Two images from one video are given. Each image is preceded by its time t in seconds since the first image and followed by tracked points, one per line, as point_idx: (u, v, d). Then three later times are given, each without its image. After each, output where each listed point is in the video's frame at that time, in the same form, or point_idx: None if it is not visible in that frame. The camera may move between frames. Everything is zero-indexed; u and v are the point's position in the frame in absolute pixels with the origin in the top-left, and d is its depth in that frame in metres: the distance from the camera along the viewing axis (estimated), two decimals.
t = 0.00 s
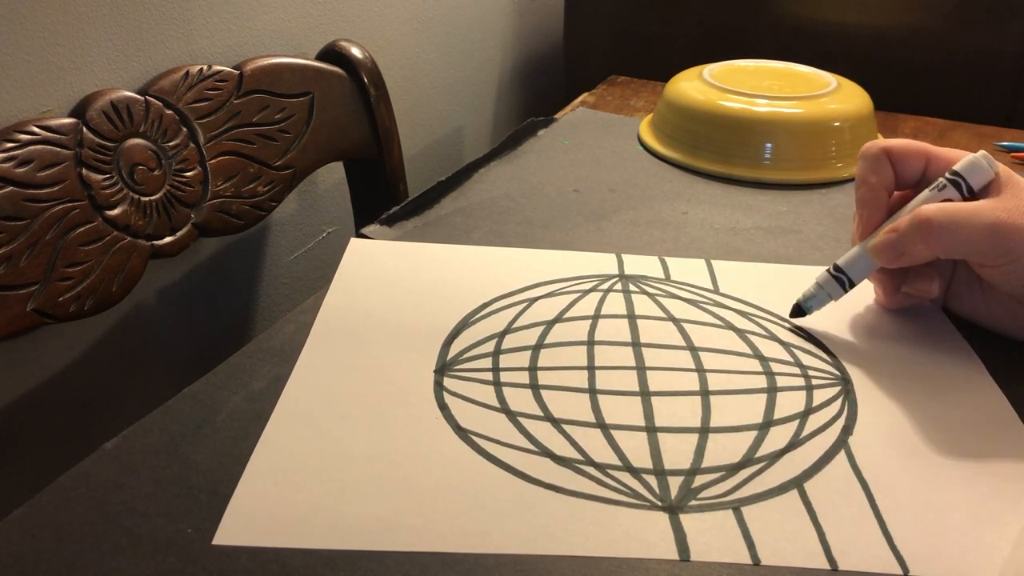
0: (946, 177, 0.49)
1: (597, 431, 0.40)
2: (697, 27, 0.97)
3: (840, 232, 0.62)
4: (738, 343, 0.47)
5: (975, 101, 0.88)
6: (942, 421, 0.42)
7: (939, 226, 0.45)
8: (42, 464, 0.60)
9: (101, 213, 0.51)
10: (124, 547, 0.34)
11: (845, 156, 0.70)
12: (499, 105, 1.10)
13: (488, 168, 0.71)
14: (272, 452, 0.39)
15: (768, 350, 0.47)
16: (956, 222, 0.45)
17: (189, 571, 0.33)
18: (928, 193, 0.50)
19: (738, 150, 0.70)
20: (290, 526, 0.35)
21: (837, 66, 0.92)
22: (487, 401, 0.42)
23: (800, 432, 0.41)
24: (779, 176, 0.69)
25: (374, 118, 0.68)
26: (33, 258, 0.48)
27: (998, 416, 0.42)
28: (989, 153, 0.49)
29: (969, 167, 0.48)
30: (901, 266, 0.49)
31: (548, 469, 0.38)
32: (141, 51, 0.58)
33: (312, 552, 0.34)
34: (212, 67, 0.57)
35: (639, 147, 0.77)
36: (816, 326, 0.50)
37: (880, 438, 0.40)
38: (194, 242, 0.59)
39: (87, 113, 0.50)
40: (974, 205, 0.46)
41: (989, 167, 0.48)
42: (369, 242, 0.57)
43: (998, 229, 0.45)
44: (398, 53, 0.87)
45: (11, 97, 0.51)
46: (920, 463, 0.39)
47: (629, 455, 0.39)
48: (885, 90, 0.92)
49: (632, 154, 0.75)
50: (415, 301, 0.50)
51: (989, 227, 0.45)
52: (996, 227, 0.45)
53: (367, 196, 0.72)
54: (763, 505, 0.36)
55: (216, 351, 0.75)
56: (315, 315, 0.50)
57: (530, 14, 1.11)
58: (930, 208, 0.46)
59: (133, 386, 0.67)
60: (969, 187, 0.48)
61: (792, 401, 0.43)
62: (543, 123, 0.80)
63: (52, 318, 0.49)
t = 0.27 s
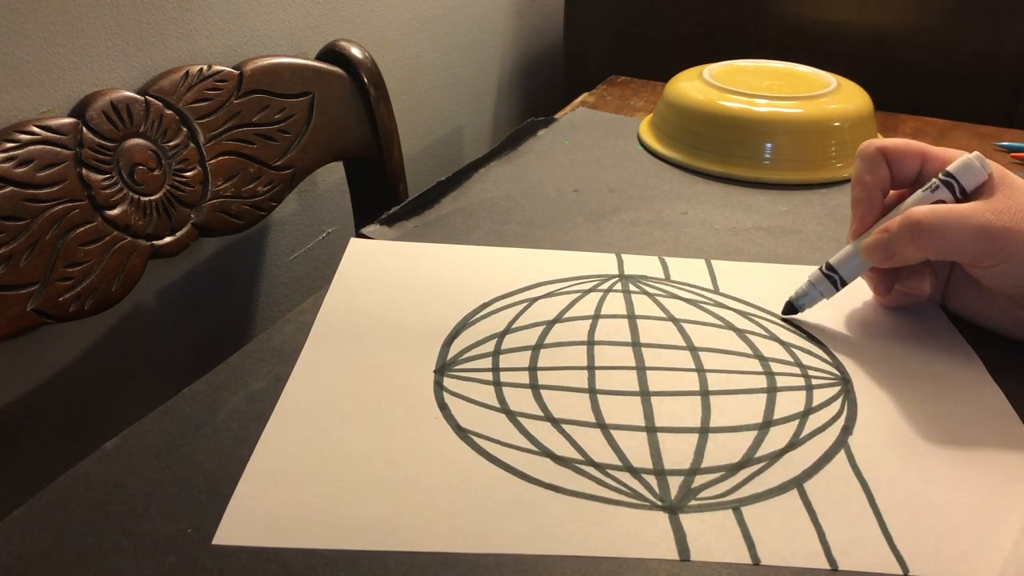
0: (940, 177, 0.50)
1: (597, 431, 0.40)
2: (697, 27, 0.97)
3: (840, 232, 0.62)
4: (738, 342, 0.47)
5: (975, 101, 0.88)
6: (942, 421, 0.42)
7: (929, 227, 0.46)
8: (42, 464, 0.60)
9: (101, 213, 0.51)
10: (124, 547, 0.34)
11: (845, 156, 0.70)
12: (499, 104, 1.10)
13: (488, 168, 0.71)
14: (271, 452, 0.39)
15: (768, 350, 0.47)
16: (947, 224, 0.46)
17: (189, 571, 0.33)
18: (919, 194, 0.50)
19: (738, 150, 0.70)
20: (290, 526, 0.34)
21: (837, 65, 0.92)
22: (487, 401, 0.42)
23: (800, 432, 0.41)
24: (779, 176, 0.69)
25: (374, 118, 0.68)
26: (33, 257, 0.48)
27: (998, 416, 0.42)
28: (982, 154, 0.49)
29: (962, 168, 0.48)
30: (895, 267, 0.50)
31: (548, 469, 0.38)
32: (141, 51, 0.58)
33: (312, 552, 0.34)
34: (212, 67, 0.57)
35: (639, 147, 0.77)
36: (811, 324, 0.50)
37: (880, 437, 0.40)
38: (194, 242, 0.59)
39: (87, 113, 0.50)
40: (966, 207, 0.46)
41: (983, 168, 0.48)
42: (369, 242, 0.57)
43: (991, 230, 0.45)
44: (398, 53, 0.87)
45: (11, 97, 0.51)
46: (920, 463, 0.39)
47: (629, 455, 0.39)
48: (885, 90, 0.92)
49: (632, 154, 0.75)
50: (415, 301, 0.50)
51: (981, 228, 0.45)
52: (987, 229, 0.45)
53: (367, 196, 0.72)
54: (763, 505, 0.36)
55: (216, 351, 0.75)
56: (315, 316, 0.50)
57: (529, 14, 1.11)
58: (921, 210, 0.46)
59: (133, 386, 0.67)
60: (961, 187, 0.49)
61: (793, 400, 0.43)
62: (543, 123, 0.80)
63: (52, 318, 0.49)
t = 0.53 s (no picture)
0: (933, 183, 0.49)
1: (597, 431, 0.40)
2: (697, 27, 0.97)
3: (840, 232, 0.62)
4: (737, 346, 0.47)
5: (975, 101, 0.88)
6: (942, 420, 0.42)
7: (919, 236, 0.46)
8: (42, 465, 0.60)
9: (101, 213, 0.51)
10: (124, 547, 0.34)
11: (845, 156, 0.70)
12: (499, 105, 1.10)
13: (488, 168, 0.71)
14: (271, 453, 0.39)
15: (767, 357, 0.46)
16: (936, 232, 0.46)
17: (189, 571, 0.33)
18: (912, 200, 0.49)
19: (738, 150, 0.70)
20: (290, 526, 0.34)
21: (837, 65, 0.92)
22: (487, 401, 0.42)
23: (800, 433, 0.40)
24: (779, 176, 0.69)
25: (374, 118, 0.68)
26: (34, 257, 0.48)
27: (998, 415, 0.42)
28: (976, 159, 0.48)
29: (955, 174, 0.48)
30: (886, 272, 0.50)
31: (548, 469, 0.38)
32: (141, 51, 0.58)
33: (312, 552, 0.34)
34: (212, 67, 0.57)
35: (639, 147, 0.77)
36: (810, 328, 0.49)
37: (881, 437, 0.40)
38: (194, 242, 0.59)
39: (87, 113, 0.50)
40: (954, 214, 0.46)
41: (975, 174, 0.48)
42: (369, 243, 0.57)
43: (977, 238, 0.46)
44: (398, 53, 0.87)
45: (11, 97, 0.51)
46: (920, 463, 0.39)
47: (629, 454, 0.39)
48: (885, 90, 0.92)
49: (632, 154, 0.75)
50: (415, 301, 0.50)
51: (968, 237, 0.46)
52: (975, 236, 0.46)
53: (367, 196, 0.72)
54: (763, 505, 0.36)
55: (216, 351, 0.75)
56: (315, 316, 0.50)
57: (529, 14, 1.11)
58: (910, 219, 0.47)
59: (133, 387, 0.67)
60: (953, 194, 0.48)
61: (792, 402, 0.43)
62: (543, 123, 0.80)
63: (52, 318, 0.49)
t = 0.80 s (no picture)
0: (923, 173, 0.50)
1: (597, 431, 0.40)
2: (698, 27, 0.97)
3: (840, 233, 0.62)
4: (737, 347, 0.47)
5: (975, 101, 0.88)
6: (941, 420, 0.42)
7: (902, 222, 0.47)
8: (42, 465, 0.60)
9: (101, 213, 0.51)
10: (124, 547, 0.34)
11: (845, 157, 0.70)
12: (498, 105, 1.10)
13: (488, 168, 0.71)
14: (272, 453, 0.39)
15: (767, 357, 0.46)
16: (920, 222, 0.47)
17: (189, 571, 0.33)
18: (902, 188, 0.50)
19: (738, 150, 0.70)
20: (290, 527, 0.35)
21: (837, 65, 0.92)
22: (487, 401, 0.42)
23: (800, 434, 0.41)
24: (779, 176, 0.69)
25: (374, 118, 0.68)
26: (33, 257, 0.48)
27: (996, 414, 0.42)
28: (965, 151, 0.49)
29: (944, 165, 0.48)
30: (873, 259, 0.52)
31: (548, 469, 0.38)
32: (141, 51, 0.58)
33: (312, 552, 0.34)
34: (212, 67, 0.57)
35: (639, 147, 0.77)
36: (812, 328, 0.50)
37: (881, 437, 0.40)
38: (194, 242, 0.59)
39: (87, 113, 0.50)
40: (939, 204, 0.47)
41: (964, 166, 0.48)
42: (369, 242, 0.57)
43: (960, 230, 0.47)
44: (398, 53, 0.87)
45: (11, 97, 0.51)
46: (920, 463, 0.39)
47: (629, 455, 0.39)
48: (885, 90, 0.92)
49: (632, 154, 0.75)
50: (415, 301, 0.50)
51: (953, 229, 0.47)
52: (957, 226, 0.47)
53: (367, 196, 0.72)
54: (763, 505, 0.36)
55: (216, 351, 0.75)
56: (315, 316, 0.50)
57: (529, 14, 1.11)
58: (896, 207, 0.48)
59: (132, 386, 0.67)
60: (941, 184, 0.49)
61: (792, 402, 0.43)
62: (543, 123, 0.80)
63: (52, 318, 0.49)
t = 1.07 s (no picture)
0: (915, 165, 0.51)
1: (597, 431, 0.40)
2: (698, 27, 0.97)
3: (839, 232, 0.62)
4: (737, 346, 0.47)
5: (976, 101, 0.88)
6: (941, 420, 0.42)
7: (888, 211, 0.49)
8: (42, 465, 0.60)
9: (101, 213, 0.51)
10: (125, 546, 0.34)
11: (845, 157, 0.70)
12: (498, 105, 1.10)
13: (488, 168, 0.71)
14: (272, 452, 0.39)
15: (768, 355, 0.46)
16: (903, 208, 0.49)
17: (189, 571, 0.33)
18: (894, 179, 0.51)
19: (738, 150, 0.70)
20: (290, 526, 0.35)
21: (837, 65, 0.92)
22: (487, 401, 0.42)
23: (800, 433, 0.41)
24: (779, 176, 0.69)
25: (374, 118, 0.68)
26: (33, 257, 0.48)
27: (996, 413, 0.42)
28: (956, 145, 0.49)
29: (934, 158, 0.49)
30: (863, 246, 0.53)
31: (548, 469, 0.38)
32: (141, 51, 0.58)
33: (312, 552, 0.34)
34: (212, 67, 0.57)
35: (639, 147, 0.77)
36: (811, 325, 0.50)
37: (881, 437, 0.40)
38: (194, 242, 0.59)
39: (87, 113, 0.50)
40: (924, 196, 0.49)
41: (954, 160, 0.49)
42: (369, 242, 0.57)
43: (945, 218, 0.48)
44: (398, 53, 0.87)
45: (11, 97, 0.51)
46: (919, 462, 0.39)
47: (629, 454, 0.39)
48: (885, 90, 0.92)
49: (632, 155, 0.75)
50: (415, 301, 0.50)
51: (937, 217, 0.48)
52: (940, 217, 0.48)
53: (367, 195, 0.73)
54: (762, 505, 0.36)
55: (216, 351, 0.75)
56: (315, 316, 0.50)
57: (530, 14, 1.11)
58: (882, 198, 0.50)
59: (133, 386, 0.67)
60: (931, 177, 0.50)
61: (792, 402, 0.43)
62: (543, 123, 0.80)
63: (52, 318, 0.50)
